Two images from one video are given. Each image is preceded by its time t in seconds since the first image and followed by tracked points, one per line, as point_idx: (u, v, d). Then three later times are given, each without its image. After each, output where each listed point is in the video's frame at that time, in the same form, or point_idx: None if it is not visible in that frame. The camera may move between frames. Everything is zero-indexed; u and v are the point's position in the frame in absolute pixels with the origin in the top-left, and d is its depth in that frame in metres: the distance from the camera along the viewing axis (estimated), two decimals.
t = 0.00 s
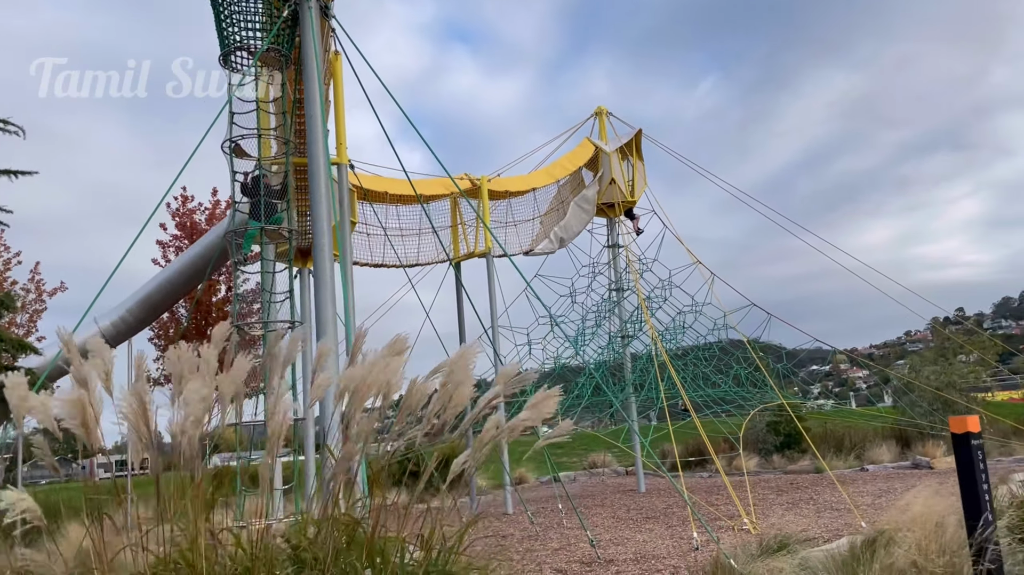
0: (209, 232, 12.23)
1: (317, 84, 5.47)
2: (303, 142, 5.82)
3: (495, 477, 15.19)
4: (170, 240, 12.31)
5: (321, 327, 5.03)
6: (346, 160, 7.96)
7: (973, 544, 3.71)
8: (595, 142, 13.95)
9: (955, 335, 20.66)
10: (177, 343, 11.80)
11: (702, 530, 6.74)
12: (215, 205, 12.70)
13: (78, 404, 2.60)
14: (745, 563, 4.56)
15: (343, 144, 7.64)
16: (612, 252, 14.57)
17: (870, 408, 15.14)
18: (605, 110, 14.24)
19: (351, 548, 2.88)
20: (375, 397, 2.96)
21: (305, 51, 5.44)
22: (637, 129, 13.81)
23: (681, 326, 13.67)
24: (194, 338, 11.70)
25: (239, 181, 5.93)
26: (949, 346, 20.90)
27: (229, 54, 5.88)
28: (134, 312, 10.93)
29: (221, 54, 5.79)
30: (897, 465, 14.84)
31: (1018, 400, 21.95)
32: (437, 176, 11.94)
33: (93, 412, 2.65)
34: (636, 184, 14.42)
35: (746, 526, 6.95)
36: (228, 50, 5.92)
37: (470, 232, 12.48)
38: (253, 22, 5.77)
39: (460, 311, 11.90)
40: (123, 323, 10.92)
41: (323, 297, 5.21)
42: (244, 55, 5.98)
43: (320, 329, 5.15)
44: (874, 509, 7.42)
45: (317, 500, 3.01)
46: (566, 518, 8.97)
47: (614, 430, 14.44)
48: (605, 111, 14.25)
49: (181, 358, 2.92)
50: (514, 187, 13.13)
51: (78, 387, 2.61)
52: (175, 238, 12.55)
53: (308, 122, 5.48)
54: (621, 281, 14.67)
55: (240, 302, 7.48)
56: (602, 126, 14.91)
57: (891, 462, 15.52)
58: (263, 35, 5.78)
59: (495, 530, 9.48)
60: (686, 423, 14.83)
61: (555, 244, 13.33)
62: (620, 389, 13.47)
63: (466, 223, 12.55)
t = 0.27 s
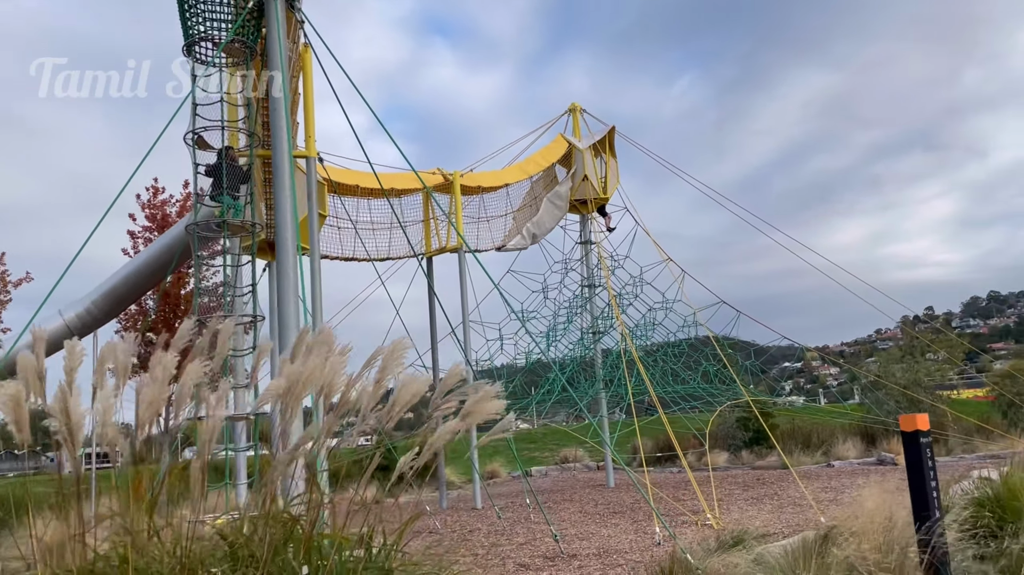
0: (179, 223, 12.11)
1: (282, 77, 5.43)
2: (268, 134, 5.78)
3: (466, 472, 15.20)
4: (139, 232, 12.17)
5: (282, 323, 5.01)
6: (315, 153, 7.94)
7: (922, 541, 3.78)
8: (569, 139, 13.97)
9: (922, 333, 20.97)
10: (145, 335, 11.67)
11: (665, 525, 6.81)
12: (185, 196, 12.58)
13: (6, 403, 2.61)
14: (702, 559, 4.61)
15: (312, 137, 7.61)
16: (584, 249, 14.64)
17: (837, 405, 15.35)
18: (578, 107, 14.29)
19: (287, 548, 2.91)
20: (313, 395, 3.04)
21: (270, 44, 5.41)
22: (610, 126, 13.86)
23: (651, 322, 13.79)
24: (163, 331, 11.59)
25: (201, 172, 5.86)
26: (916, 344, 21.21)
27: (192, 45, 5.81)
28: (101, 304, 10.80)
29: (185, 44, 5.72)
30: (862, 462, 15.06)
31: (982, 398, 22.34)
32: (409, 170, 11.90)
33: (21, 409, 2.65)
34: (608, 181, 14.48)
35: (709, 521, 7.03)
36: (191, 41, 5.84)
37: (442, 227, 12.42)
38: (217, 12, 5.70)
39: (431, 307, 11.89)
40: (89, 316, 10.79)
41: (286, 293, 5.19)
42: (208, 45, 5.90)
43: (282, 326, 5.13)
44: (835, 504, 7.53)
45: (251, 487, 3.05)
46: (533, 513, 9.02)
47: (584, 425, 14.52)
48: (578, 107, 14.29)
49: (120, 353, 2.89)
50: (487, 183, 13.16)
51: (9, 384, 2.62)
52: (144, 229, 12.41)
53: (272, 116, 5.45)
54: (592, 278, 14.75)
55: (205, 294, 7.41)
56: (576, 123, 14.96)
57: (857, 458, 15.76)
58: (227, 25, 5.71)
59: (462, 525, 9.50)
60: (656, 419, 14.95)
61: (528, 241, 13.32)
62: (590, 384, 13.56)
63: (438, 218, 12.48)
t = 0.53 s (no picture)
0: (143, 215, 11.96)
1: (243, 67, 5.39)
2: (229, 125, 5.72)
3: (434, 467, 15.19)
4: (102, 223, 12.00)
5: (241, 315, 4.96)
6: (280, 146, 7.87)
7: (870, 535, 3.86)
8: (540, 135, 13.99)
9: (886, 332, 21.31)
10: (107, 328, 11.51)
11: (626, 521, 6.86)
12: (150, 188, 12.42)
13: None
14: (658, 553, 4.66)
15: (278, 130, 7.56)
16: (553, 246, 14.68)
17: (801, 403, 15.56)
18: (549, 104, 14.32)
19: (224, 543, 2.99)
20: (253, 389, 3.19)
21: (233, 34, 5.36)
22: (581, 123, 13.90)
23: (619, 319, 13.88)
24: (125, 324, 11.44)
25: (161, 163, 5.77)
26: (880, 343, 21.55)
27: (152, 34, 5.74)
28: (61, 296, 10.63)
29: (144, 33, 5.65)
30: (825, 458, 15.29)
31: (944, 397, 22.76)
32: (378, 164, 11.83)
33: None
34: (578, 178, 14.52)
35: (670, 517, 7.10)
36: (152, 31, 5.77)
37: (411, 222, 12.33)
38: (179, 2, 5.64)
39: (399, 302, 11.85)
40: (48, 308, 10.62)
41: (246, 285, 5.14)
42: (169, 35, 5.84)
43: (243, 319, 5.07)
44: (794, 500, 7.64)
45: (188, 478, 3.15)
46: (497, 508, 9.06)
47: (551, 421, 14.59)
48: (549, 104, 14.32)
49: (59, 355, 3.07)
50: (456, 178, 13.12)
51: None
52: (107, 221, 12.23)
53: (233, 108, 5.40)
54: (561, 274, 14.78)
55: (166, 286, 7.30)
56: (547, 120, 14.98)
57: (820, 454, 15.99)
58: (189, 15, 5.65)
59: (427, 520, 9.51)
60: (623, 415, 15.05)
61: (497, 236, 13.35)
62: (558, 380, 13.61)
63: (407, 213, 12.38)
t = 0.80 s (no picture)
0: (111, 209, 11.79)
1: (211, 61, 5.34)
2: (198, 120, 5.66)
3: (407, 466, 15.14)
4: (69, 216, 11.81)
5: (207, 316, 4.89)
6: (251, 141, 7.78)
7: (833, 533, 3.90)
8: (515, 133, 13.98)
9: (856, 333, 21.56)
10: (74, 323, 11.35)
11: (596, 520, 6.88)
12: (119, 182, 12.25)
13: None
14: (626, 553, 4.68)
15: (249, 126, 7.47)
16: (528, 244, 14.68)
17: (773, 402, 15.70)
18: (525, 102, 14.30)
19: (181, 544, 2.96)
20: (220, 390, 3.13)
21: (201, 27, 5.28)
22: (557, 122, 13.90)
23: (593, 318, 13.92)
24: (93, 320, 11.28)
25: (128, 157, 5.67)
26: (851, 343, 21.81)
27: (119, 26, 5.65)
28: (27, 291, 10.47)
29: (111, 25, 5.56)
30: (795, 456, 15.44)
31: (912, 396, 23.08)
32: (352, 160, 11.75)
33: None
34: (554, 177, 14.52)
35: (640, 516, 7.13)
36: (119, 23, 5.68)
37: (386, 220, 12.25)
38: None
39: (372, 299, 11.79)
40: (13, 303, 10.45)
41: (212, 283, 5.09)
42: (137, 28, 5.74)
43: (209, 320, 5.02)
44: (762, 499, 7.71)
45: (148, 476, 3.16)
46: (468, 507, 9.04)
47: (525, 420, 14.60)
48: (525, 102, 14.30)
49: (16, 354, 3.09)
50: (431, 175, 13.07)
51: None
52: (75, 215, 12.05)
53: (201, 102, 5.33)
54: (537, 273, 14.78)
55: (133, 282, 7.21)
56: (523, 118, 14.96)
57: (791, 453, 16.16)
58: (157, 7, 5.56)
59: (398, 519, 9.47)
60: (596, 414, 15.09)
61: (472, 234, 13.32)
62: (532, 378, 13.62)
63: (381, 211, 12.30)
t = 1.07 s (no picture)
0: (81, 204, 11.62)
1: (182, 56, 5.29)
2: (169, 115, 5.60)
3: (381, 465, 15.09)
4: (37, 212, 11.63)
5: (178, 313, 4.84)
6: (224, 137, 7.72)
7: (801, 531, 3.94)
8: (492, 132, 13.97)
9: (828, 332, 21.80)
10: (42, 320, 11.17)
11: (569, 519, 6.91)
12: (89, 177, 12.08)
13: None
14: (597, 551, 4.70)
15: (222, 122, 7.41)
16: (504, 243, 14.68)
17: (746, 401, 15.84)
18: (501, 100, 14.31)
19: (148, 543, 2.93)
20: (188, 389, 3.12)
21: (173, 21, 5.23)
22: (533, 120, 13.92)
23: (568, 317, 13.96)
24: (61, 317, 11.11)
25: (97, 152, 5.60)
26: (823, 343, 22.05)
27: (89, 19, 5.58)
28: None
29: (81, 18, 5.48)
30: (767, 455, 15.59)
31: (883, 396, 23.38)
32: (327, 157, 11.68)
33: None
34: (530, 176, 14.54)
35: (613, 514, 7.16)
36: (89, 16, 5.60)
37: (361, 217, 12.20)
38: None
39: (346, 297, 11.72)
40: None
41: (183, 280, 5.03)
42: (107, 21, 5.67)
43: (180, 317, 4.96)
44: (734, 497, 7.78)
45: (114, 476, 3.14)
46: (442, 505, 9.03)
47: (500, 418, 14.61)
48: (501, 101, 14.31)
49: None
50: (407, 173, 13.03)
51: None
52: (43, 210, 11.86)
53: (173, 97, 5.28)
54: (512, 271, 14.79)
55: (103, 278, 7.12)
56: (499, 117, 14.96)
57: (763, 452, 16.32)
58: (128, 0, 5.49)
59: (372, 518, 9.44)
60: (571, 413, 15.13)
61: (448, 232, 13.29)
62: (507, 377, 13.63)
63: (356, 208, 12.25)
